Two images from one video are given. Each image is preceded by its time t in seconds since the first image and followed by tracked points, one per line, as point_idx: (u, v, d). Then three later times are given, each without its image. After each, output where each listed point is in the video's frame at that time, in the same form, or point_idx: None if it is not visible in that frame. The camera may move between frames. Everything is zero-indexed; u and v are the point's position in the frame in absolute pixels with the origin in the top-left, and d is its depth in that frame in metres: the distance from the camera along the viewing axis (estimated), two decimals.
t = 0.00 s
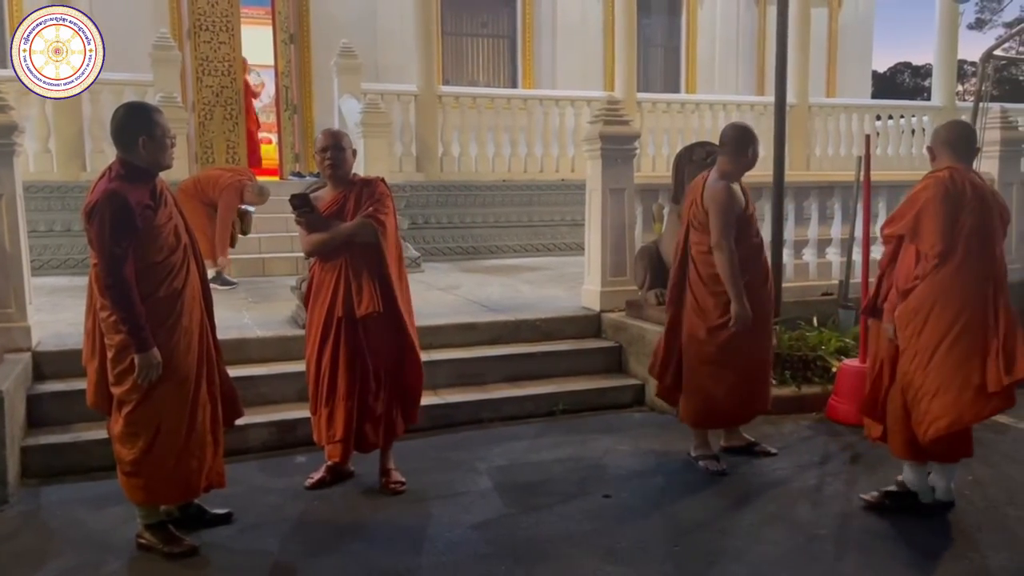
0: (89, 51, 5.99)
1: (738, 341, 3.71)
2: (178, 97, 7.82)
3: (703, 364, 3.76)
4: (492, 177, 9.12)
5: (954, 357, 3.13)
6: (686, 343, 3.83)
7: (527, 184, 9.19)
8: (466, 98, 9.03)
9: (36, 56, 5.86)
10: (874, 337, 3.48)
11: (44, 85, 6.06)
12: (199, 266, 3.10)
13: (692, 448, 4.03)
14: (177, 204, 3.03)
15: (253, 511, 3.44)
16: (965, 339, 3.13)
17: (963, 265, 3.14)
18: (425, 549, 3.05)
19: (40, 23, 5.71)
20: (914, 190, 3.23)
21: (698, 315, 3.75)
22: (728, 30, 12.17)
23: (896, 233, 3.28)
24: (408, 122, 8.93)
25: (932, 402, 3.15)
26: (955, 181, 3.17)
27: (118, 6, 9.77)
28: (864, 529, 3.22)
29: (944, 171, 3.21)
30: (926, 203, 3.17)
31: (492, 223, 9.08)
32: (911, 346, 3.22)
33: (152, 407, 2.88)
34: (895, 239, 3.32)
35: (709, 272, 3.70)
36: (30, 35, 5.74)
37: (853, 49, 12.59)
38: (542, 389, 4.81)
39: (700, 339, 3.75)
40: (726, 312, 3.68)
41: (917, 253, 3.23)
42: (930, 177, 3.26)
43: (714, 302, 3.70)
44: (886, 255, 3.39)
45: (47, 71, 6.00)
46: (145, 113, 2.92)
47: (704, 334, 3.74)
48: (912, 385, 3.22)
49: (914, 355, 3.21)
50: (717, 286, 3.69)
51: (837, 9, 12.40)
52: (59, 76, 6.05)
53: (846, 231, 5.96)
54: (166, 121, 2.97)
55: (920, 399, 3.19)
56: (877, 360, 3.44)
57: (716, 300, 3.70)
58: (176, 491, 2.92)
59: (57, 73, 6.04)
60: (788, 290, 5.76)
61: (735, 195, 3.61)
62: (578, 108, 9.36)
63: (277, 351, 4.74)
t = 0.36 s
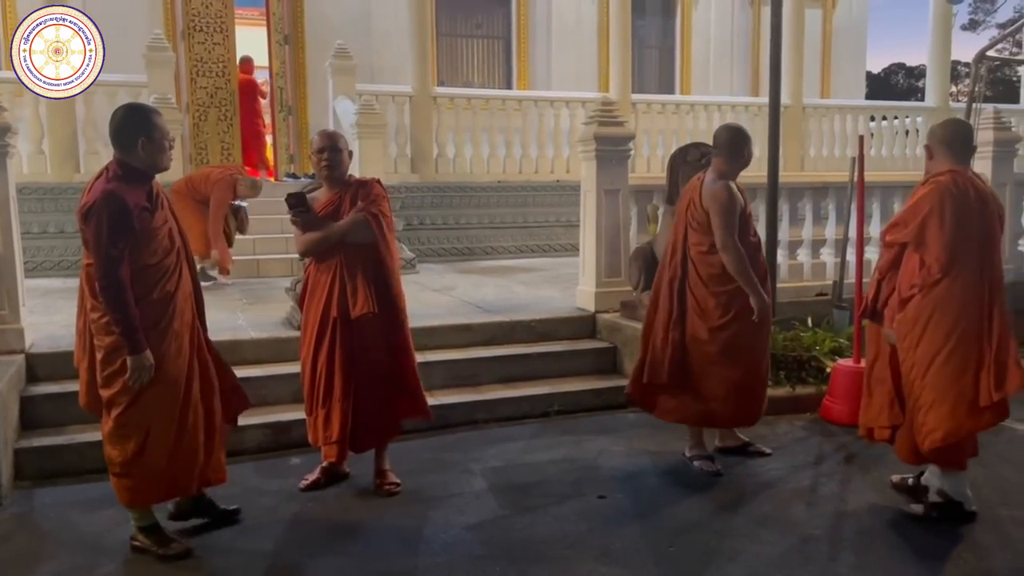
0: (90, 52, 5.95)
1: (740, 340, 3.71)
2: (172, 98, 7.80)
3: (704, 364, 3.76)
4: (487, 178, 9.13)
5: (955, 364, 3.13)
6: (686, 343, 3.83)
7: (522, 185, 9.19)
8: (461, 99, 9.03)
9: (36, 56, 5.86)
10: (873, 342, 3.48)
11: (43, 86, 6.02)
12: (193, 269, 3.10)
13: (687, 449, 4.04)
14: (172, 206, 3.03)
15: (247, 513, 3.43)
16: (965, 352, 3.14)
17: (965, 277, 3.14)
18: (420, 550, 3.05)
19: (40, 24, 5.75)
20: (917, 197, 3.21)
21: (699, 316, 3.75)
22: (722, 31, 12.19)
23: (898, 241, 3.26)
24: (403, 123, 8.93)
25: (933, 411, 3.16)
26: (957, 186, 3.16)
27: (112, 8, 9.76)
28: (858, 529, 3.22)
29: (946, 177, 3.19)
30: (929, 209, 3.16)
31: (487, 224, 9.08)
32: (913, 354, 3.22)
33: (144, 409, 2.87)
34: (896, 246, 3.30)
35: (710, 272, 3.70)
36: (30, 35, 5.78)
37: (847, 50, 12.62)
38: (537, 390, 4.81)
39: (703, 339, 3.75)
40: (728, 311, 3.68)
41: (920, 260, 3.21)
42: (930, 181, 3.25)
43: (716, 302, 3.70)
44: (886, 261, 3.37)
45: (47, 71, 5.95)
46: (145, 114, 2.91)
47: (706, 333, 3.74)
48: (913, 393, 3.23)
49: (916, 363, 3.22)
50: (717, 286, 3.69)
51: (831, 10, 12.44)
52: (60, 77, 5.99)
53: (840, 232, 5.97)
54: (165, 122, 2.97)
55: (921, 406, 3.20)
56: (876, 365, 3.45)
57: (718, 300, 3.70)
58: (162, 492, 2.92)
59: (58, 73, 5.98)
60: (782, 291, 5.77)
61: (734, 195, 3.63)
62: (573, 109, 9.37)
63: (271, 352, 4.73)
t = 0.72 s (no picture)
0: (89, 52, 5.90)
1: (734, 341, 3.71)
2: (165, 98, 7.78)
3: (698, 364, 3.76)
4: (481, 179, 9.13)
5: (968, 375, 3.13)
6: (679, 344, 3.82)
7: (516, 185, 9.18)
8: (455, 99, 9.03)
9: (35, 56, 5.84)
10: (875, 351, 3.39)
11: (43, 85, 6.03)
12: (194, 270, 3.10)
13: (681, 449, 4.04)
14: (172, 207, 3.02)
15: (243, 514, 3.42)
16: (974, 360, 3.13)
17: (972, 285, 3.13)
18: (414, 551, 3.05)
19: (40, 24, 5.70)
20: (924, 206, 3.14)
21: (694, 316, 3.76)
22: (716, 31, 12.22)
23: (908, 252, 3.17)
24: (397, 124, 8.93)
25: (949, 425, 3.12)
26: (962, 193, 3.12)
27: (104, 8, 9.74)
28: (851, 529, 3.23)
29: (949, 182, 3.14)
30: (938, 219, 3.10)
31: (481, 225, 9.07)
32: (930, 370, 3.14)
33: (145, 409, 2.87)
34: (903, 256, 3.21)
35: (704, 271, 3.71)
36: (30, 36, 5.76)
37: (840, 51, 12.65)
38: (531, 391, 4.82)
39: (697, 339, 3.75)
40: (722, 311, 3.68)
41: (931, 271, 3.14)
42: (930, 186, 3.20)
43: (710, 302, 3.70)
44: (890, 270, 3.28)
45: (46, 71, 5.95)
46: (143, 115, 2.90)
47: (700, 333, 3.74)
48: (926, 408, 3.17)
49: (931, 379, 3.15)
50: (712, 286, 3.70)
51: (825, 11, 12.47)
52: (58, 77, 5.99)
53: (833, 232, 5.99)
54: (163, 123, 2.96)
55: (936, 421, 3.14)
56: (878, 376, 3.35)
57: (713, 300, 3.70)
58: (160, 492, 2.91)
59: (57, 73, 5.98)
60: (776, 291, 5.78)
61: (729, 195, 3.63)
62: (567, 109, 9.38)
63: (264, 353, 4.73)
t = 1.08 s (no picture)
0: (89, 52, 5.60)
1: (726, 340, 3.72)
2: (158, 98, 7.75)
3: (691, 364, 3.76)
4: (476, 179, 9.13)
5: (986, 379, 3.09)
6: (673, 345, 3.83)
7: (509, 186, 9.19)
8: (449, 100, 9.04)
9: (35, 57, 5.57)
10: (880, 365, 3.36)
11: (42, 87, 5.72)
12: (194, 268, 3.10)
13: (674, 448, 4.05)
14: (169, 206, 3.02)
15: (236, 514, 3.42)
16: (989, 363, 3.11)
17: (985, 290, 3.12)
18: (407, 551, 3.05)
19: (40, 24, 5.42)
20: (926, 211, 3.12)
21: (686, 315, 3.76)
22: (710, 32, 12.25)
23: (912, 256, 3.14)
24: (391, 125, 8.94)
25: (984, 436, 3.07)
26: (964, 195, 3.10)
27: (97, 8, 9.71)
28: (843, 528, 3.25)
29: (951, 185, 3.12)
30: (943, 223, 3.08)
31: (475, 225, 9.06)
32: (959, 381, 3.09)
33: (151, 407, 2.86)
34: (906, 260, 3.20)
35: (697, 272, 3.72)
36: (30, 36, 5.45)
37: (833, 51, 12.69)
38: (525, 391, 4.82)
39: (689, 338, 3.76)
40: (714, 311, 3.69)
41: (937, 276, 3.11)
42: (930, 190, 3.17)
43: (703, 302, 3.71)
44: (891, 274, 3.27)
45: (46, 72, 5.63)
46: (137, 114, 2.90)
47: (692, 333, 3.75)
48: (959, 421, 3.10)
49: (961, 391, 3.09)
50: (704, 286, 3.70)
51: (818, 12, 12.51)
52: (59, 77, 5.68)
53: (826, 232, 6.00)
54: (157, 121, 2.96)
55: (970, 434, 3.08)
56: (890, 384, 3.32)
57: (705, 299, 3.71)
58: (171, 488, 2.91)
59: (57, 74, 5.66)
60: (769, 291, 5.79)
61: (721, 196, 3.65)
62: (561, 110, 9.40)
63: (257, 354, 4.72)
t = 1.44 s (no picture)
0: (90, 53, 5.57)
1: (720, 341, 3.74)
2: (151, 98, 7.74)
3: (686, 364, 3.77)
4: (471, 180, 9.14)
5: (987, 375, 3.10)
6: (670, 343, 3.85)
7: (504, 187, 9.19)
8: (444, 101, 9.04)
9: (36, 55, 5.52)
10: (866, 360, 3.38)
11: (43, 86, 5.60)
12: (185, 270, 3.09)
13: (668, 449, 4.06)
14: (162, 207, 3.01)
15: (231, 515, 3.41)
16: (989, 359, 3.11)
17: (987, 286, 3.13)
18: (401, 551, 3.06)
19: (40, 24, 5.41)
20: (927, 204, 3.13)
21: (682, 317, 3.78)
22: (704, 33, 12.27)
23: (908, 246, 3.17)
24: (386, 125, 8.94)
25: (992, 434, 3.07)
26: (966, 192, 3.12)
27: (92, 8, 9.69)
28: (837, 528, 3.26)
29: (955, 182, 3.14)
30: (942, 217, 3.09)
31: (469, 226, 9.05)
32: (966, 379, 3.10)
33: (140, 409, 2.86)
34: (901, 251, 3.23)
35: (691, 273, 3.73)
36: (30, 35, 5.45)
37: (828, 53, 12.72)
38: (520, 391, 4.82)
39: (685, 338, 3.76)
40: (709, 312, 3.70)
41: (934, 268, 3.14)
42: (933, 185, 3.19)
43: (698, 304, 3.72)
44: (884, 263, 3.30)
45: (46, 71, 5.56)
46: (129, 114, 2.89)
47: (687, 334, 3.76)
48: (966, 419, 3.10)
49: (968, 387, 3.10)
50: (699, 288, 3.71)
51: (812, 14, 12.54)
52: (59, 77, 5.59)
53: (820, 233, 6.02)
54: (150, 122, 2.95)
55: (979, 432, 3.08)
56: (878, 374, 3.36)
57: (700, 302, 3.72)
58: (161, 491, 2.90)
59: (57, 73, 5.58)
60: (763, 293, 5.81)
61: (713, 198, 3.66)
62: (556, 111, 9.41)
63: (251, 355, 4.71)
